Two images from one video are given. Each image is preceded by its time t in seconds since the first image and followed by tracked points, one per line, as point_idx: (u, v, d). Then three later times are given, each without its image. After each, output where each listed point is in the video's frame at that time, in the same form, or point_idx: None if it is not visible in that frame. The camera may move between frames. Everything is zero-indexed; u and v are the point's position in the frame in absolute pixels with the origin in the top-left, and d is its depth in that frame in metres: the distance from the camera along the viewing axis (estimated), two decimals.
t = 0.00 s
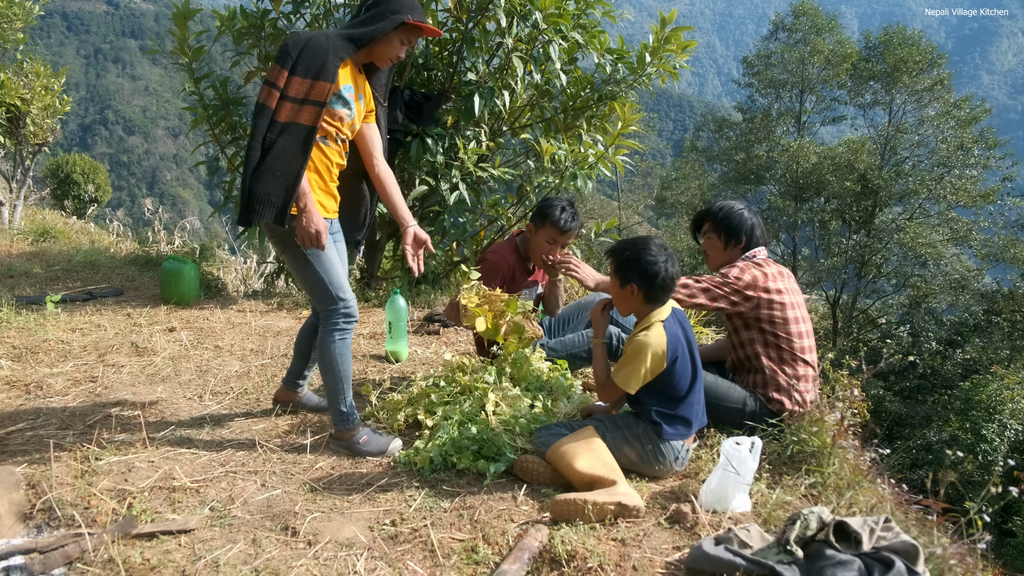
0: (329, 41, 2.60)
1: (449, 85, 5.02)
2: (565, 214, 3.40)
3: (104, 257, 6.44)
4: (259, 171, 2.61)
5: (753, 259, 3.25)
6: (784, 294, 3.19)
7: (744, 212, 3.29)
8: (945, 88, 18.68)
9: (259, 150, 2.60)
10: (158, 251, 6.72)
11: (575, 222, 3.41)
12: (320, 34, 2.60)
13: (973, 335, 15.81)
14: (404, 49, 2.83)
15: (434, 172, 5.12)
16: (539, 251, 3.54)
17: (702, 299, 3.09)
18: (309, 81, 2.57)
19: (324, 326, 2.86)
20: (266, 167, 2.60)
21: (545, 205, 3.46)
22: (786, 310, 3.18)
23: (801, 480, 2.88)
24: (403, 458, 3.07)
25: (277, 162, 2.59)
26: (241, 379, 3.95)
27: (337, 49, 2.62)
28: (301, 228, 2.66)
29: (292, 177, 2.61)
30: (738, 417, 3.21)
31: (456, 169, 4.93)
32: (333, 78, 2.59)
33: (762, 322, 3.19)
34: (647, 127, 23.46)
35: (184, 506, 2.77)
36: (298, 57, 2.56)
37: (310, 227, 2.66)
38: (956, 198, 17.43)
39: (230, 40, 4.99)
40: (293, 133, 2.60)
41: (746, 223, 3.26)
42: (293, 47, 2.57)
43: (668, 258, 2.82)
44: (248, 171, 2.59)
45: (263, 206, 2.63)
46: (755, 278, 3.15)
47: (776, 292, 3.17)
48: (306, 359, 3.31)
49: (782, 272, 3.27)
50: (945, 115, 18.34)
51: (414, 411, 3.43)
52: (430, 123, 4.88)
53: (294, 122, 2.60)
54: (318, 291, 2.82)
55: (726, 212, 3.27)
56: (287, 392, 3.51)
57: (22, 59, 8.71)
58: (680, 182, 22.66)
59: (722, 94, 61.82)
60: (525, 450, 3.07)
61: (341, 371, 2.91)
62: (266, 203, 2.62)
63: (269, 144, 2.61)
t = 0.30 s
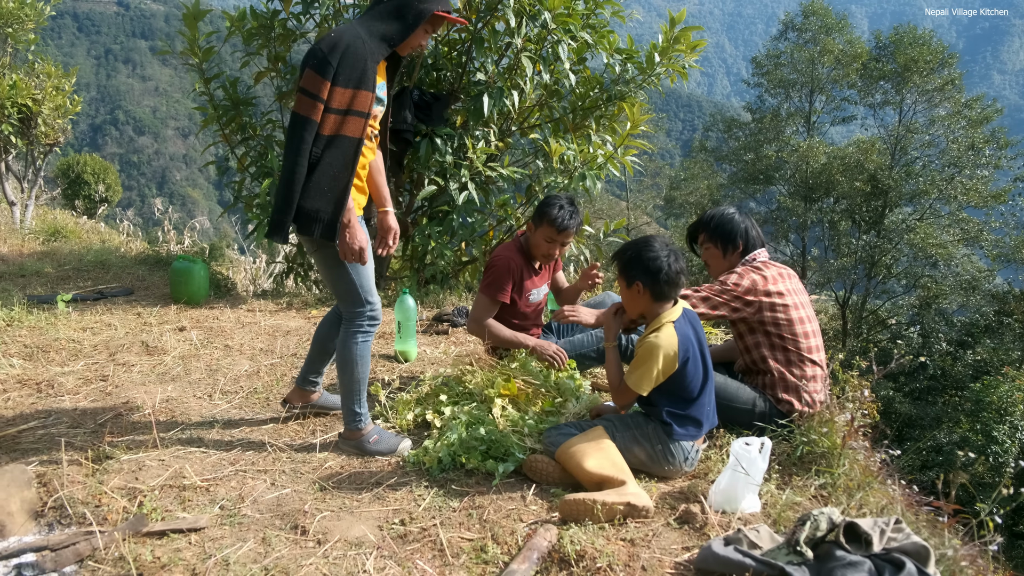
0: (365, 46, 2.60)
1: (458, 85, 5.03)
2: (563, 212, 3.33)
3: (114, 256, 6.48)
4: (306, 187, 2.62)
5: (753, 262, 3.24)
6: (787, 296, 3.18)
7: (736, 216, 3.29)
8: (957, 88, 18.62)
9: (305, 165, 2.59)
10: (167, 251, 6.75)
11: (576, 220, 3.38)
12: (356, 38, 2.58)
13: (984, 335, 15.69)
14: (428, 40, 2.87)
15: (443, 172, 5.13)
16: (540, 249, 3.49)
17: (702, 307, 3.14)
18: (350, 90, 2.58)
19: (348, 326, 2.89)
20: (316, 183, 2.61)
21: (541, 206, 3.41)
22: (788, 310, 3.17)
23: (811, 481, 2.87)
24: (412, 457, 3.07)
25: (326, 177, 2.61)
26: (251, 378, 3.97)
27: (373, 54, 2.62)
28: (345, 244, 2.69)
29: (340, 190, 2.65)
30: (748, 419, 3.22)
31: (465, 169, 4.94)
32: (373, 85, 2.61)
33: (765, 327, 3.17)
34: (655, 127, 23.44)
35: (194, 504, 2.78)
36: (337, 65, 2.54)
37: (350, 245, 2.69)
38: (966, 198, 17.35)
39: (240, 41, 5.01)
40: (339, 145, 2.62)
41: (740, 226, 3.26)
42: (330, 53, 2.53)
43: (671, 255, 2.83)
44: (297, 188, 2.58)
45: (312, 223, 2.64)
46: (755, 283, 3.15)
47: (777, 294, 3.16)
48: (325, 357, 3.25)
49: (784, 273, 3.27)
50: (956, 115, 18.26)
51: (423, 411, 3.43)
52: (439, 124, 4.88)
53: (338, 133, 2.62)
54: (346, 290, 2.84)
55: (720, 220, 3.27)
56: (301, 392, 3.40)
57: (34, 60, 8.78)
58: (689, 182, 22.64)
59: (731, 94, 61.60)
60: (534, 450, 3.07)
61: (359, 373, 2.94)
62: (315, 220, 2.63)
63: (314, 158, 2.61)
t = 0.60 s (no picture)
0: (380, 48, 2.60)
1: (468, 84, 5.03)
2: (555, 214, 3.36)
3: (125, 255, 6.51)
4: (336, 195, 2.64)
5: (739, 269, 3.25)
6: (776, 298, 3.18)
7: (724, 223, 3.30)
8: (968, 87, 18.54)
9: (332, 174, 2.61)
10: (178, 249, 6.78)
11: (568, 220, 3.40)
12: (371, 42, 2.58)
13: (995, 336, 15.59)
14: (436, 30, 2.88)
15: (452, 172, 5.14)
16: (534, 252, 3.52)
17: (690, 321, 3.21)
18: (370, 95, 2.60)
19: (362, 323, 2.90)
20: (344, 191, 2.63)
21: (533, 209, 3.44)
22: (778, 311, 3.16)
23: (821, 482, 2.86)
24: (421, 456, 3.08)
25: (354, 184, 2.65)
26: (260, 376, 3.99)
27: (387, 56, 2.63)
28: (376, 246, 2.76)
29: (368, 194, 2.69)
30: (758, 419, 3.21)
31: (474, 168, 4.95)
32: (390, 86, 2.64)
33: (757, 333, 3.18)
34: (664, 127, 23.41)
35: (204, 502, 2.79)
36: (356, 71, 2.54)
37: (381, 245, 2.77)
38: (978, 198, 17.26)
39: (250, 41, 5.03)
40: (363, 151, 2.64)
41: (727, 232, 3.27)
42: (347, 59, 2.53)
43: (675, 253, 2.83)
44: (328, 198, 2.60)
45: (344, 230, 2.67)
46: (740, 291, 3.17)
47: (764, 298, 3.16)
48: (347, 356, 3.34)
49: (773, 275, 3.26)
50: (967, 114, 18.19)
51: (432, 409, 3.44)
52: (449, 123, 4.89)
53: (361, 139, 2.64)
54: (366, 288, 2.86)
55: (706, 228, 3.28)
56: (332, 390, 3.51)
57: (45, 59, 8.84)
58: (698, 182, 22.62)
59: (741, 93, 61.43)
60: (543, 449, 3.08)
61: (372, 370, 2.95)
62: (347, 227, 2.66)
63: (340, 167, 2.63)
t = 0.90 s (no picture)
0: (386, 39, 2.61)
1: (478, 82, 5.04)
2: (560, 224, 3.39)
3: (136, 251, 6.56)
4: (343, 185, 2.64)
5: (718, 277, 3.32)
6: (753, 299, 3.20)
7: (707, 233, 3.35)
8: (982, 86, 18.42)
9: (340, 165, 2.61)
10: (188, 246, 6.82)
11: (565, 225, 3.42)
12: (377, 33, 2.58)
13: (1007, 337, 15.46)
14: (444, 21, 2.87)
15: (462, 169, 5.15)
16: (540, 261, 3.53)
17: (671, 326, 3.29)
18: (376, 85, 2.60)
19: (367, 317, 2.93)
20: (351, 181, 2.63)
21: (527, 216, 3.46)
22: (755, 310, 3.18)
23: (831, 481, 2.85)
24: (430, 453, 3.09)
25: (361, 175, 2.65)
26: (271, 373, 4.01)
27: (394, 46, 2.64)
28: (366, 242, 2.73)
29: (374, 184, 2.69)
30: (767, 417, 3.19)
31: (484, 165, 4.96)
32: (397, 76, 2.64)
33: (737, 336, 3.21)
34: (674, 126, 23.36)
35: (216, 497, 2.82)
36: (362, 62, 2.55)
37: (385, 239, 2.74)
38: (990, 198, 17.15)
39: (262, 39, 5.05)
40: (370, 142, 2.65)
41: (711, 242, 3.33)
42: (353, 50, 2.54)
43: (680, 253, 2.83)
44: (335, 188, 2.60)
45: (350, 220, 2.66)
46: (715, 297, 3.25)
47: (739, 301, 3.20)
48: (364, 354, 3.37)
49: (751, 277, 3.28)
50: (980, 113, 18.08)
51: (442, 406, 3.46)
52: (459, 121, 4.89)
53: (367, 130, 2.64)
54: (375, 282, 2.89)
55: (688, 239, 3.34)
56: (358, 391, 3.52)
57: (58, 58, 8.90)
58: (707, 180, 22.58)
59: (752, 91, 61.08)
60: (552, 447, 3.09)
61: (378, 365, 2.97)
62: (354, 217, 2.65)
63: (348, 157, 2.63)
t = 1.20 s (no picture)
0: (390, 31, 2.62)
1: (488, 80, 5.04)
2: (585, 225, 3.45)
3: (147, 248, 6.60)
4: (343, 174, 2.66)
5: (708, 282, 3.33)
6: (741, 299, 3.19)
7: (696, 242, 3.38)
8: (996, 83, 18.27)
9: (341, 154, 2.63)
10: (199, 243, 6.85)
11: (590, 225, 3.48)
12: (381, 25, 2.60)
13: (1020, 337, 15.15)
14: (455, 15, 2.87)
15: (472, 167, 5.15)
16: (561, 262, 3.59)
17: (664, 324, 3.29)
18: (377, 76, 2.62)
19: (376, 312, 2.95)
20: (351, 170, 2.65)
21: (548, 215, 3.51)
22: (742, 309, 3.18)
23: (842, 480, 2.85)
24: (441, 449, 3.10)
25: (361, 165, 2.67)
26: (282, 369, 4.03)
27: (399, 39, 2.65)
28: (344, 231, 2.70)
29: (375, 174, 2.71)
30: (778, 415, 3.18)
31: (494, 163, 4.97)
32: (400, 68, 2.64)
33: (729, 337, 3.22)
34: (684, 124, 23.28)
35: (228, 492, 2.83)
36: (366, 54, 2.57)
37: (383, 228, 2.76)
38: (1004, 196, 17.01)
39: (273, 36, 5.07)
40: (372, 132, 2.66)
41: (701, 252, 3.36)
42: (357, 42, 2.57)
43: (685, 251, 2.83)
44: (335, 175, 2.61)
45: (349, 209, 2.67)
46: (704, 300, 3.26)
47: (727, 304, 3.19)
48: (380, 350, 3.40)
49: (738, 279, 3.29)
50: (994, 111, 17.94)
51: (452, 402, 3.48)
52: (469, 118, 4.89)
53: (369, 120, 2.66)
54: (383, 276, 2.92)
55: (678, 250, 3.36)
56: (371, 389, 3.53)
57: (70, 56, 8.97)
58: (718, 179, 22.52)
59: (763, 88, 60.70)
60: (562, 444, 3.09)
61: (387, 361, 2.99)
62: (353, 205, 2.67)
63: (349, 146, 2.65)
